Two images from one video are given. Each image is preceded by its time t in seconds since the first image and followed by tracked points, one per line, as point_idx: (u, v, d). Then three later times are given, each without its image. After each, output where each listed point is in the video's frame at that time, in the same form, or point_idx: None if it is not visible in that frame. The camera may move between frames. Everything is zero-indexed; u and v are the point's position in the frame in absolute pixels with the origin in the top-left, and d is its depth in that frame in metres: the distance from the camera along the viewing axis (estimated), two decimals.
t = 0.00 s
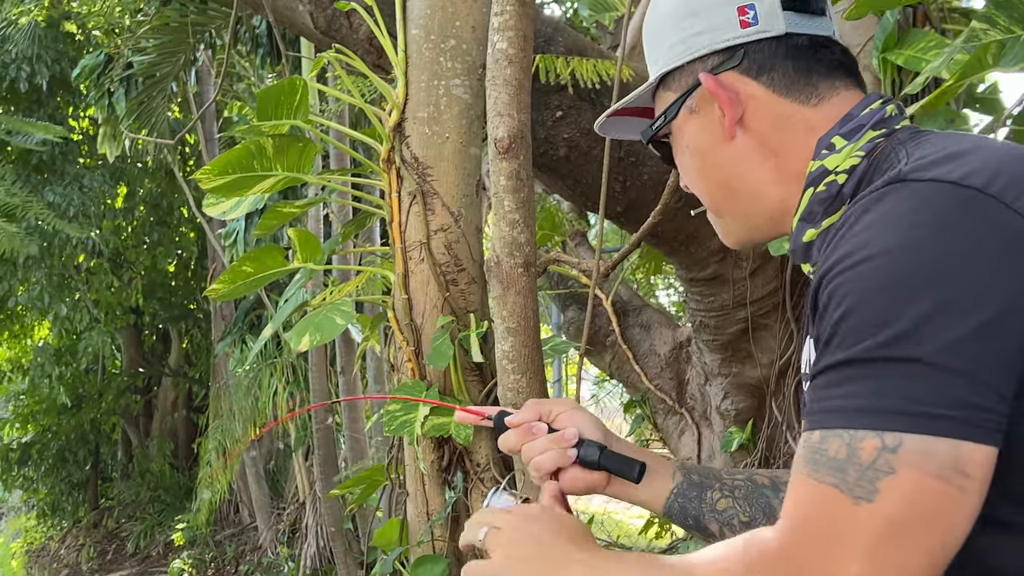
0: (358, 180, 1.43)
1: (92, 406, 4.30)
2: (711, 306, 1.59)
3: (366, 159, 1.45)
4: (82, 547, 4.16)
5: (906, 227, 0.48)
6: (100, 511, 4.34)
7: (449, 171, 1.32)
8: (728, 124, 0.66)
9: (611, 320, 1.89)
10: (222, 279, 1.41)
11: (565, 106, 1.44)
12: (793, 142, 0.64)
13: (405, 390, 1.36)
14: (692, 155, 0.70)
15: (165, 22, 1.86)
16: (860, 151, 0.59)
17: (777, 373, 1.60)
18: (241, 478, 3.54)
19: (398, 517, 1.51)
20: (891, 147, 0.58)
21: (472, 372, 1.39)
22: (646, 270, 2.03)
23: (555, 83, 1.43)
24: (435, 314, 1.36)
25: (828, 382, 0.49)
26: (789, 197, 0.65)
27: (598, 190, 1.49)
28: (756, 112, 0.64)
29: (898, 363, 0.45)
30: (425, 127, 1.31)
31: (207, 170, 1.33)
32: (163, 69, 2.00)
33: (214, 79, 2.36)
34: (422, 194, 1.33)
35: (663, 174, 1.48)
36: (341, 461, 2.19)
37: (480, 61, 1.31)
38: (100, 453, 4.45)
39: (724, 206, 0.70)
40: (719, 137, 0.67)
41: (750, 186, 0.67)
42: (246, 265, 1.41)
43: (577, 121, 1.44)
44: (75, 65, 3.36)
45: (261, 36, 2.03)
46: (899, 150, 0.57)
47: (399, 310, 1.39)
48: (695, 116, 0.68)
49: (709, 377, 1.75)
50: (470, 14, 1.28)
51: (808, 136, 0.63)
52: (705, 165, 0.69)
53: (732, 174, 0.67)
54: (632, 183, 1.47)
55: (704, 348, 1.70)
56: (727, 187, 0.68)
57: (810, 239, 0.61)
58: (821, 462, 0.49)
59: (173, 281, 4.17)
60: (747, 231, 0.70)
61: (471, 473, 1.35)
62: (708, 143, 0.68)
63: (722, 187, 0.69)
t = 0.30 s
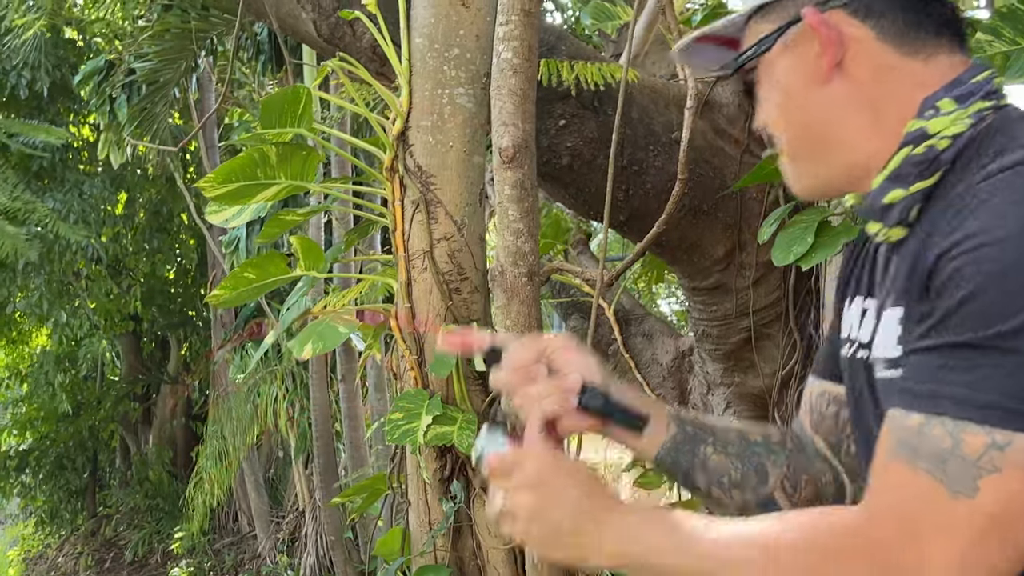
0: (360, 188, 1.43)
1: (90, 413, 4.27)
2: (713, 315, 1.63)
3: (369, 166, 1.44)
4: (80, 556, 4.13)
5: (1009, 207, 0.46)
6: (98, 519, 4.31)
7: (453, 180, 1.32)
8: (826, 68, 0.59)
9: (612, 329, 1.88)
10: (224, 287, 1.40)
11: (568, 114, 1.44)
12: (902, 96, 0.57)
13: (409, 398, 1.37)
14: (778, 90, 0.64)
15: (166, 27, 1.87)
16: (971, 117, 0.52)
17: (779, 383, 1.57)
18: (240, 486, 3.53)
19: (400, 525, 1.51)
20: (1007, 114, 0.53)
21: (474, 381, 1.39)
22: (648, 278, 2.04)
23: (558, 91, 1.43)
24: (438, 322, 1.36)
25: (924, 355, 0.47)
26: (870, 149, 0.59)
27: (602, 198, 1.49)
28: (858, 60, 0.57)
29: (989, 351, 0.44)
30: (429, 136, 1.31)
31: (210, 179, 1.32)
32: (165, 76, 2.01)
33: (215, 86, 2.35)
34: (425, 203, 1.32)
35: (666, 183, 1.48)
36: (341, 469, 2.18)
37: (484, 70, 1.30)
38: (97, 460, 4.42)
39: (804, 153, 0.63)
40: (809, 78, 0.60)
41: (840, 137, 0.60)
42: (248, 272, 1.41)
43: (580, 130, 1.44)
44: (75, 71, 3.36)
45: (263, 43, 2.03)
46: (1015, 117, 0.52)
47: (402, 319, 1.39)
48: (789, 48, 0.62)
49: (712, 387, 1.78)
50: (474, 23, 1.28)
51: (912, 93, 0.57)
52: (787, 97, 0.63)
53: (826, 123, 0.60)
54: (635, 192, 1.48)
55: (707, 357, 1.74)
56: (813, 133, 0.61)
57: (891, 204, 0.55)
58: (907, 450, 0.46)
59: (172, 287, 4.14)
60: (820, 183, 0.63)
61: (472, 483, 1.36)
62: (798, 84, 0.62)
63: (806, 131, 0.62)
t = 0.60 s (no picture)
0: (355, 196, 1.42)
1: (80, 422, 4.23)
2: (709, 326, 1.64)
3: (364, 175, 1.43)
4: (68, 566, 4.08)
5: None
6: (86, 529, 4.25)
7: (448, 189, 1.31)
8: None
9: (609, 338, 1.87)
10: (219, 296, 1.39)
11: (564, 123, 1.43)
12: None
13: (404, 409, 1.36)
14: None
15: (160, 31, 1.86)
16: None
17: (776, 394, 1.57)
18: (231, 495, 3.49)
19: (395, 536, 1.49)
20: None
21: (470, 392, 1.37)
22: (644, 288, 2.03)
23: (555, 100, 1.42)
24: (434, 332, 1.35)
25: None
26: None
27: (599, 207, 1.49)
28: None
29: None
30: (426, 145, 1.30)
31: (204, 187, 1.32)
32: (158, 81, 1.98)
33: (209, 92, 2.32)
34: (421, 212, 1.32)
35: (663, 192, 1.48)
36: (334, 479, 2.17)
37: (481, 78, 1.28)
38: (87, 469, 4.36)
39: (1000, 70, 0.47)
40: None
41: None
42: (243, 281, 1.39)
43: (577, 138, 1.43)
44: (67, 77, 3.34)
45: (258, 49, 2.01)
46: None
47: (397, 328, 1.38)
48: None
49: (708, 399, 1.74)
50: (471, 31, 1.26)
51: None
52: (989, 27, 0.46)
53: None
54: (631, 202, 1.46)
55: (703, 368, 1.71)
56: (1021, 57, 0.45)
57: None
58: None
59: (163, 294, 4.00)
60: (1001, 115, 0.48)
61: (469, 494, 1.35)
62: None
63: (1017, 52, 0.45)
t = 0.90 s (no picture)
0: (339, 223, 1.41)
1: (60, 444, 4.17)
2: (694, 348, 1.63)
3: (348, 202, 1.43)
4: None
5: None
6: (67, 553, 4.24)
7: (433, 218, 1.30)
8: (997, 57, 0.48)
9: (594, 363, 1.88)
10: (200, 323, 1.38)
11: (549, 149, 1.43)
12: None
13: (387, 438, 1.34)
14: (934, 76, 0.51)
15: (145, 56, 1.87)
16: None
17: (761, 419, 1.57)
18: (213, 519, 3.46)
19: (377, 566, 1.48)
20: None
21: (454, 420, 1.36)
22: (631, 312, 2.03)
23: (539, 126, 1.41)
24: (417, 361, 1.34)
25: None
26: None
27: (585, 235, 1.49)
28: None
29: None
30: (410, 172, 1.30)
31: (187, 216, 1.32)
32: (143, 102, 1.97)
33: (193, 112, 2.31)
34: (405, 240, 1.31)
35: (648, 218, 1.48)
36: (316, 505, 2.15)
37: (466, 107, 1.28)
38: (67, 492, 4.32)
39: (947, 144, 0.51)
40: (975, 71, 0.49)
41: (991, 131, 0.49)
42: (225, 309, 1.39)
43: (561, 164, 1.43)
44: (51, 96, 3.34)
45: (244, 71, 2.01)
46: None
47: (380, 356, 1.37)
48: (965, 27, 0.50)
49: (694, 424, 1.75)
50: (455, 60, 1.26)
51: None
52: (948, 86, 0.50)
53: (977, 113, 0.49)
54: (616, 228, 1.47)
55: (689, 394, 1.72)
56: (964, 125, 0.50)
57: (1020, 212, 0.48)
58: None
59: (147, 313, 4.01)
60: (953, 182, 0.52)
61: (451, 524, 1.34)
62: (964, 73, 0.50)
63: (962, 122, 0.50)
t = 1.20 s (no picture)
0: (330, 210, 1.40)
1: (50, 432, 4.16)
2: (687, 332, 1.62)
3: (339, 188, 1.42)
4: None
5: (934, 235, 0.48)
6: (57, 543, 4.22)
7: (424, 204, 1.30)
8: (804, 128, 0.60)
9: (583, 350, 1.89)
10: (190, 307, 1.38)
11: (540, 135, 1.41)
12: (863, 158, 0.58)
13: (378, 424, 1.34)
14: (761, 155, 0.64)
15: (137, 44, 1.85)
16: (923, 172, 0.52)
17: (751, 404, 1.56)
18: (204, 507, 3.46)
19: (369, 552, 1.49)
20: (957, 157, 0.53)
21: (445, 406, 1.37)
22: (621, 300, 2.04)
23: (530, 112, 1.40)
24: (409, 347, 1.34)
25: (895, 373, 0.47)
26: (848, 209, 0.60)
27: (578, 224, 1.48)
28: (834, 124, 0.59)
29: (978, 348, 0.44)
30: (400, 159, 1.29)
31: (176, 199, 1.31)
32: (134, 89, 1.97)
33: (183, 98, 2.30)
34: (397, 227, 1.31)
35: (639, 206, 1.47)
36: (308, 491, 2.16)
37: (456, 93, 1.29)
38: (58, 481, 4.32)
39: (787, 209, 0.63)
40: (789, 144, 0.61)
41: (818, 189, 0.60)
42: (214, 293, 1.39)
43: (553, 151, 1.42)
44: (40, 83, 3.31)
45: (234, 58, 2.00)
46: (968, 172, 0.52)
47: (371, 343, 1.37)
48: (772, 113, 0.63)
49: (684, 410, 1.76)
50: (446, 45, 1.26)
51: (879, 155, 0.58)
52: (774, 172, 0.63)
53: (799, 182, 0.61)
54: (606, 215, 1.46)
55: (679, 380, 1.73)
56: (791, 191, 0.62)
57: (854, 251, 0.54)
58: (902, 439, 0.45)
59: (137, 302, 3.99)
60: (811, 236, 0.63)
61: (444, 509, 1.34)
62: (778, 149, 0.62)
63: (787, 186, 0.62)
